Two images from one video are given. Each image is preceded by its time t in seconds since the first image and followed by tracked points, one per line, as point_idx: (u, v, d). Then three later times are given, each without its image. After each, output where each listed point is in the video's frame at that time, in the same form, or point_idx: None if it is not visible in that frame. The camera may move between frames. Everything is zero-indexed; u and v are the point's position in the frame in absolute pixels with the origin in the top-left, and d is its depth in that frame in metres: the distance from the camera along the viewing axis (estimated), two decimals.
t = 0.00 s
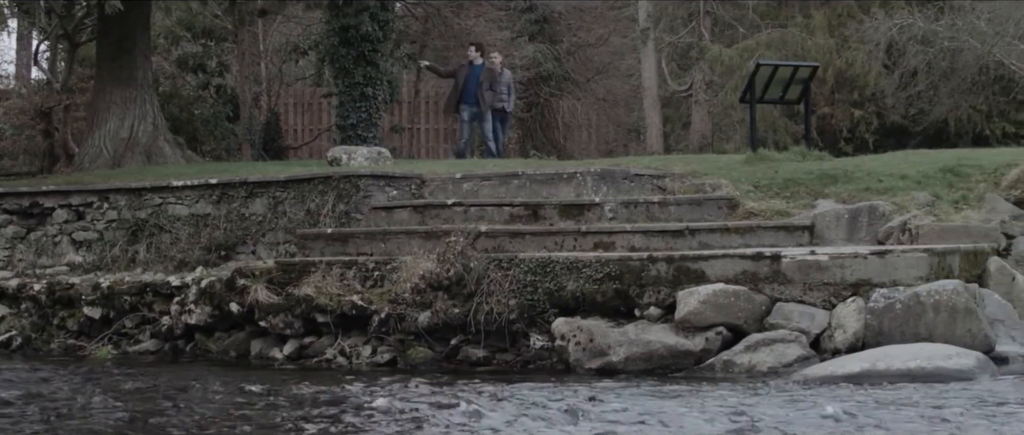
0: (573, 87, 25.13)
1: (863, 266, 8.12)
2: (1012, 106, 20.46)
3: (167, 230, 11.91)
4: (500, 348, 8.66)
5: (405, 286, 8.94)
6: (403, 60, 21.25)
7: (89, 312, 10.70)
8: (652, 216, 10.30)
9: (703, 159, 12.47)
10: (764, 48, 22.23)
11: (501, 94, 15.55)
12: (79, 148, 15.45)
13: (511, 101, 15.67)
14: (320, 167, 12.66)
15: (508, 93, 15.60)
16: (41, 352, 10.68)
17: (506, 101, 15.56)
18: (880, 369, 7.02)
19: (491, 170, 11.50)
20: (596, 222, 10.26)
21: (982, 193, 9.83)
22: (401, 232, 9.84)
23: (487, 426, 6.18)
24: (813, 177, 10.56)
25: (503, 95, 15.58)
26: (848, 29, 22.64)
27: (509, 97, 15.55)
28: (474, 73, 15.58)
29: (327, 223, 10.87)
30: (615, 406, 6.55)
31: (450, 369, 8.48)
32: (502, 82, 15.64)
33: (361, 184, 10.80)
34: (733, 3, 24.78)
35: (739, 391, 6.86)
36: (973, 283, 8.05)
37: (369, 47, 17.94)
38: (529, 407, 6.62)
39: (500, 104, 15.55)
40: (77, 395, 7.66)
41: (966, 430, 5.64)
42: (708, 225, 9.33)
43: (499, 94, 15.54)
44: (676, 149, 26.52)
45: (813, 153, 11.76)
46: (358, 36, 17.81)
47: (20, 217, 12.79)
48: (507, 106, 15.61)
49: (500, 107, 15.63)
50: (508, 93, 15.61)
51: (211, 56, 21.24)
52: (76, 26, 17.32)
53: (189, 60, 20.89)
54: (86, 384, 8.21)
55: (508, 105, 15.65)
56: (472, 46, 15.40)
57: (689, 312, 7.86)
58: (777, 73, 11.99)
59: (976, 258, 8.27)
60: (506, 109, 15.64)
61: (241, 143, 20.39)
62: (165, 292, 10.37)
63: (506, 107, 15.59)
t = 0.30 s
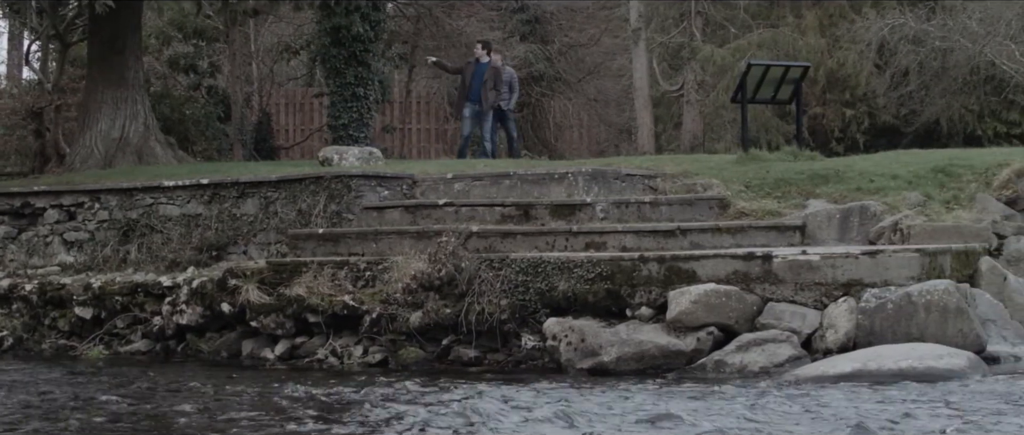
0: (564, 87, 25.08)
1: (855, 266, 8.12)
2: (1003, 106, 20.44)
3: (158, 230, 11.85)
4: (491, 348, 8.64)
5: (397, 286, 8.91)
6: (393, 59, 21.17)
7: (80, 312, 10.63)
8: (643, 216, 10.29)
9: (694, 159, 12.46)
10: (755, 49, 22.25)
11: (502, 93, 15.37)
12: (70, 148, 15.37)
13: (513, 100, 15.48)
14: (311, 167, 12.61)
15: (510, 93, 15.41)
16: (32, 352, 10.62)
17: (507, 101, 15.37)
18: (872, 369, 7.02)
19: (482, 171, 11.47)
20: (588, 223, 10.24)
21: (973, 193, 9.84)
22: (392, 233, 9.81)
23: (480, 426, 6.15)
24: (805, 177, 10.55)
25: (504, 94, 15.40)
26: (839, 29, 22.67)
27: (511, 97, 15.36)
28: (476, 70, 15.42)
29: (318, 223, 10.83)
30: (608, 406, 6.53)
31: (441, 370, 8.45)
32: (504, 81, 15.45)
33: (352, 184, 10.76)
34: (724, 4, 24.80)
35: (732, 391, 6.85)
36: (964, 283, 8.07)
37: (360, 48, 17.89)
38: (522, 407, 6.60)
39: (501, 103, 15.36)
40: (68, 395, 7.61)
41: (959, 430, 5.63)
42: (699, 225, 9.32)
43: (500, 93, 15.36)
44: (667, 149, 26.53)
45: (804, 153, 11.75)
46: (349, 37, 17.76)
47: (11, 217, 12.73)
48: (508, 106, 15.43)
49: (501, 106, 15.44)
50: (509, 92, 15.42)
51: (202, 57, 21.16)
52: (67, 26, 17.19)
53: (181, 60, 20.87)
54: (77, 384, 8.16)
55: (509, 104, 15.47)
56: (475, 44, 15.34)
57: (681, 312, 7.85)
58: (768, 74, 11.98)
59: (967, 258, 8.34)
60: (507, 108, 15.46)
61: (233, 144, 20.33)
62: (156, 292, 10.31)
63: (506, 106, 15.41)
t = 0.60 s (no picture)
0: (557, 87, 25.06)
1: (847, 266, 8.12)
2: (995, 106, 20.43)
3: (151, 230, 11.80)
4: (483, 348, 8.61)
5: (390, 286, 8.89)
6: (385, 59, 21.12)
7: (72, 312, 10.58)
8: (636, 216, 10.28)
9: (687, 159, 12.46)
10: (747, 48, 22.26)
11: (503, 93, 15.28)
12: (62, 148, 15.30)
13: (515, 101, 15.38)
14: (304, 167, 12.58)
15: (512, 94, 15.30)
16: (24, 352, 10.58)
17: (508, 102, 15.27)
18: (865, 368, 7.01)
19: (474, 171, 11.45)
20: (580, 223, 10.22)
21: (965, 193, 9.85)
22: (384, 233, 9.78)
23: (473, 426, 6.12)
24: (797, 177, 10.55)
25: (505, 95, 15.30)
26: (832, 29, 22.69)
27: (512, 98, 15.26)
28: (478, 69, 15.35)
29: (311, 223, 10.79)
30: (602, 405, 6.51)
31: (434, 370, 8.43)
32: (507, 81, 15.34)
33: (344, 184, 10.72)
34: (716, 3, 24.83)
35: (725, 391, 6.84)
36: (956, 283, 8.08)
37: (353, 48, 17.85)
38: (516, 407, 6.57)
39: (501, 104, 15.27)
40: (60, 395, 7.57)
41: (954, 429, 5.62)
42: (692, 225, 9.31)
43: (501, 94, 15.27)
44: (660, 149, 26.51)
45: (796, 153, 11.75)
46: (341, 37, 17.71)
47: (4, 217, 12.67)
48: (509, 107, 15.32)
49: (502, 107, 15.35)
50: (511, 93, 15.31)
51: (195, 57, 21.08)
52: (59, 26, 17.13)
53: (173, 61, 20.84)
54: (69, 384, 8.12)
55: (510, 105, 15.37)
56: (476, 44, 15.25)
57: (674, 312, 7.83)
58: (760, 73, 11.99)
59: (959, 258, 8.35)
60: (508, 109, 15.35)
61: (225, 144, 20.28)
62: (149, 292, 10.25)
63: (507, 107, 15.31)
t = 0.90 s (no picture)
0: (549, 87, 25.05)
1: (840, 266, 8.11)
2: (988, 106, 20.42)
3: (144, 230, 11.76)
4: (477, 348, 8.59)
5: (383, 286, 8.86)
6: (378, 59, 21.05)
7: (65, 313, 10.54)
8: (629, 216, 10.28)
9: (680, 159, 12.46)
10: (740, 49, 22.29)
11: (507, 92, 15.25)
12: (55, 149, 15.25)
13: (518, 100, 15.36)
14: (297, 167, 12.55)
15: (516, 93, 15.29)
16: (17, 353, 10.53)
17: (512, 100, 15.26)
18: (858, 368, 7.01)
19: (467, 171, 11.43)
20: (573, 223, 10.21)
21: (958, 193, 9.86)
22: (377, 233, 9.76)
23: (466, 426, 6.10)
24: (790, 177, 10.55)
25: (509, 94, 15.28)
26: (825, 29, 22.70)
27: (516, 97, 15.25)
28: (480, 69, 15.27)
29: (304, 223, 10.77)
30: (596, 406, 6.49)
31: (427, 370, 8.40)
32: (511, 79, 15.30)
33: (337, 184, 10.69)
34: (709, 4, 24.86)
35: (719, 391, 6.83)
36: (949, 283, 8.08)
37: (346, 48, 17.82)
38: (510, 407, 6.55)
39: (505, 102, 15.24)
40: (54, 395, 7.53)
41: (948, 428, 5.62)
42: (685, 225, 9.31)
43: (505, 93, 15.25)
44: (653, 148, 26.53)
45: (790, 153, 11.75)
46: (334, 37, 17.66)
47: None
48: (513, 105, 15.31)
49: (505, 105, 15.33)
50: (516, 92, 15.30)
51: (188, 57, 21.02)
52: (52, 26, 17.06)
53: (166, 61, 20.72)
54: (61, 384, 8.08)
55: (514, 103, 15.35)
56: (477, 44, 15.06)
57: (667, 312, 7.83)
58: (753, 74, 11.99)
59: (952, 258, 8.35)
60: (512, 108, 15.34)
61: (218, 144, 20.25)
62: (142, 293, 10.21)
63: (512, 106, 15.29)
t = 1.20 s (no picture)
0: (543, 87, 25.07)
1: (834, 266, 8.11)
2: (982, 106, 20.42)
3: (137, 230, 11.72)
4: (471, 348, 8.58)
5: (377, 286, 8.84)
6: (372, 60, 21.01)
7: (59, 313, 10.50)
8: (623, 216, 10.26)
9: (674, 159, 12.45)
10: (734, 49, 22.32)
11: (509, 92, 14.66)
12: (48, 149, 15.19)
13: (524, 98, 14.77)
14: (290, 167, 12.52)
15: (520, 92, 14.68)
16: (10, 353, 10.49)
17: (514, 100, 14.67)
18: (852, 368, 7.02)
19: (461, 171, 11.40)
20: (567, 223, 10.19)
21: (952, 194, 9.86)
22: (372, 233, 9.73)
23: (462, 426, 6.09)
24: (784, 177, 10.55)
25: (512, 93, 14.68)
26: (819, 29, 22.72)
27: (518, 96, 14.65)
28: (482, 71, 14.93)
29: (297, 223, 10.74)
30: (591, 406, 6.47)
31: (421, 370, 8.38)
32: (514, 79, 14.71)
33: (331, 184, 10.67)
34: (703, 4, 24.87)
35: (714, 391, 6.81)
36: (943, 283, 8.08)
37: (340, 48, 17.78)
38: (504, 407, 6.53)
39: (508, 103, 14.68)
40: (48, 396, 7.50)
41: (944, 429, 5.61)
42: (678, 225, 9.30)
43: (507, 93, 14.67)
44: (647, 148, 26.57)
45: (783, 152, 11.74)
46: (329, 37, 17.64)
47: None
48: (517, 105, 14.72)
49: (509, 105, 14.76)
50: (518, 91, 14.68)
51: (182, 57, 20.94)
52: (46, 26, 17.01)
53: (160, 61, 20.68)
54: (55, 384, 8.04)
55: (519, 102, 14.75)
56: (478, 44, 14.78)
57: (661, 312, 7.81)
58: (747, 74, 11.99)
59: (946, 258, 8.35)
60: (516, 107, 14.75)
61: (212, 144, 20.23)
62: (135, 293, 10.17)
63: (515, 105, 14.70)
